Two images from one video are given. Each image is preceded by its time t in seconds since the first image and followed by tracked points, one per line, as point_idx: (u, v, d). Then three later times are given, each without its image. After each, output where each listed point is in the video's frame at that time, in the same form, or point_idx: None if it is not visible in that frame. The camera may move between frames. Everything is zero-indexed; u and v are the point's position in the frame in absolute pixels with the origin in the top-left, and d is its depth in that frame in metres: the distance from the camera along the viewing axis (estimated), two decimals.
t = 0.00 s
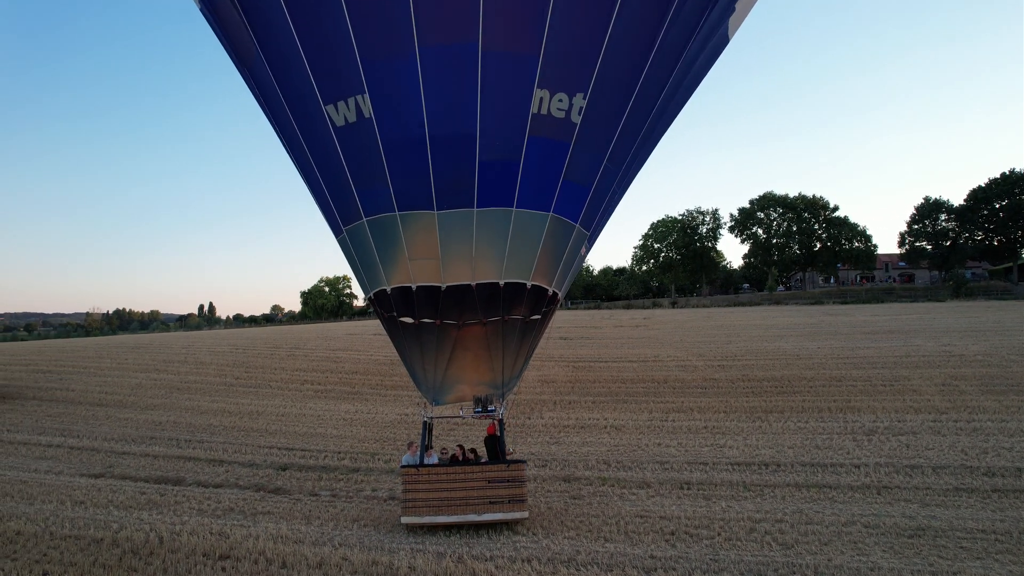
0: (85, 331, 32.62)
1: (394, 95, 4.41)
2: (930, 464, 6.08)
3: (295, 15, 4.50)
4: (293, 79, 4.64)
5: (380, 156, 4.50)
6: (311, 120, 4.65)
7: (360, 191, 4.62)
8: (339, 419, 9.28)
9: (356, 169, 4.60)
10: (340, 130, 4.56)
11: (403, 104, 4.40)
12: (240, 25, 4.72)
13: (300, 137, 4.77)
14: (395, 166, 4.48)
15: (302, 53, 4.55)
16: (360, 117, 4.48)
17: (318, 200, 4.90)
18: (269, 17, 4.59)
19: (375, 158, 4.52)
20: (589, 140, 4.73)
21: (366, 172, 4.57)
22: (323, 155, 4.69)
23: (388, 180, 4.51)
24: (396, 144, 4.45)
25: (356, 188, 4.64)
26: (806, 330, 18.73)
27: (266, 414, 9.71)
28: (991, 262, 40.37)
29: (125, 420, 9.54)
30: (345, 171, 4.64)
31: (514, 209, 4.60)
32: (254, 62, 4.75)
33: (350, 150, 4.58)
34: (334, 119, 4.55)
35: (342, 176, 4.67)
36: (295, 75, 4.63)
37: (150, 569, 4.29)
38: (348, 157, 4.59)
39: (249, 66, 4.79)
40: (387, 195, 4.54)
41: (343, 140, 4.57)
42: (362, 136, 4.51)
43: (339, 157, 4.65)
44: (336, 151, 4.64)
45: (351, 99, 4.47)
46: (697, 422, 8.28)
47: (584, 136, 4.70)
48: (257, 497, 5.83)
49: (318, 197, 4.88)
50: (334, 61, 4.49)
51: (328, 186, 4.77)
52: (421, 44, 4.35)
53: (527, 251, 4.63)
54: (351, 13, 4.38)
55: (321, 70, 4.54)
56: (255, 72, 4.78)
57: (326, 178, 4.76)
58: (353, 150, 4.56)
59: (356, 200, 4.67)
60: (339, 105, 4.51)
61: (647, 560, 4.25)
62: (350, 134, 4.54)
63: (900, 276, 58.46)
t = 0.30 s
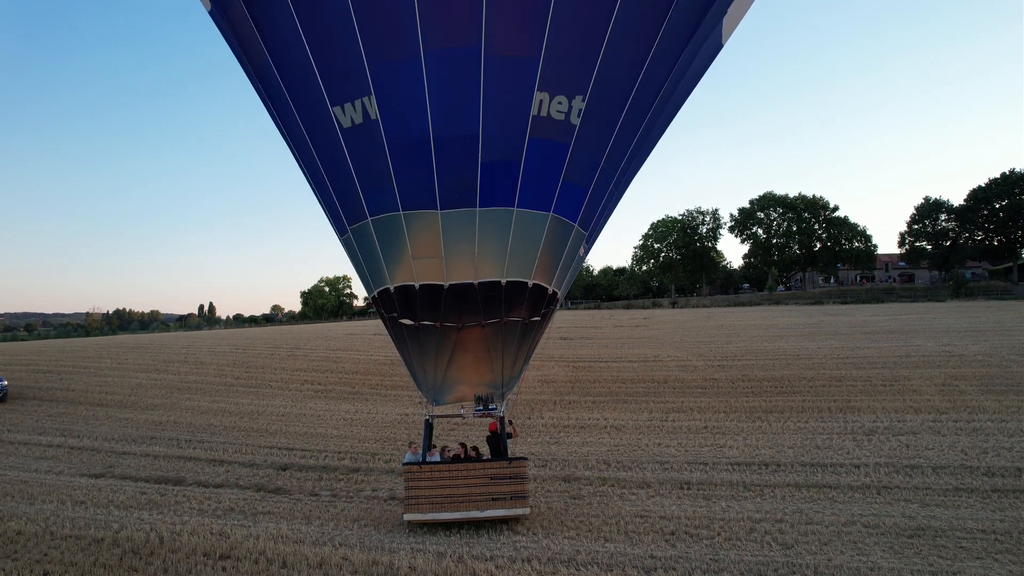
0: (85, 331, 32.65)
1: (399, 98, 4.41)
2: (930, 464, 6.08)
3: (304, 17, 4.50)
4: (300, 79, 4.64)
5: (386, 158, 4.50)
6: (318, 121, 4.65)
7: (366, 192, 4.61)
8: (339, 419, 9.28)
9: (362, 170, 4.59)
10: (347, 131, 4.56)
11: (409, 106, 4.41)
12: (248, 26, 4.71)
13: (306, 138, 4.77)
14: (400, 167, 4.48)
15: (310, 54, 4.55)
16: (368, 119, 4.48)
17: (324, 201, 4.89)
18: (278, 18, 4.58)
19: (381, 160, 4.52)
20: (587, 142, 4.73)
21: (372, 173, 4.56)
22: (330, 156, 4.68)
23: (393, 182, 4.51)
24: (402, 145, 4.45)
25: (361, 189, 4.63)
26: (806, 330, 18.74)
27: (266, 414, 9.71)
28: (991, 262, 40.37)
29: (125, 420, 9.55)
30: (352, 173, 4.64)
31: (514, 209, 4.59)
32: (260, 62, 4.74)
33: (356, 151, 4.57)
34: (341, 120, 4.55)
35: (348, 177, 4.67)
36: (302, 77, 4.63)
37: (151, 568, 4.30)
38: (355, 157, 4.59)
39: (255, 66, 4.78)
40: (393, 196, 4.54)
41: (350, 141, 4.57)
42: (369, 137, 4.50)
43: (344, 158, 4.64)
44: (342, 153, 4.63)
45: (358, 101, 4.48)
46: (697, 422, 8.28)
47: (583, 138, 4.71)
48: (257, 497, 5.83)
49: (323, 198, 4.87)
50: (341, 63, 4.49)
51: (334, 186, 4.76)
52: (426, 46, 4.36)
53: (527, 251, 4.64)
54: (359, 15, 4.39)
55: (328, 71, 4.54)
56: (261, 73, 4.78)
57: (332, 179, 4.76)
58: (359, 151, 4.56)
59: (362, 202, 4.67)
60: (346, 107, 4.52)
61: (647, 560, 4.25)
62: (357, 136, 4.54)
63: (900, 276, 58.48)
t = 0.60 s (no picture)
0: (85, 331, 32.67)
1: (403, 100, 4.40)
2: (930, 464, 6.08)
3: (310, 17, 4.49)
4: (306, 80, 4.63)
5: (391, 160, 4.49)
6: (324, 123, 4.64)
7: (371, 193, 4.60)
8: (339, 419, 9.28)
9: (367, 171, 4.59)
10: (352, 133, 4.55)
11: (412, 107, 4.40)
12: (255, 26, 4.71)
13: (312, 139, 4.76)
14: (405, 168, 4.47)
15: (316, 55, 4.54)
16: (372, 120, 4.46)
17: (330, 201, 4.90)
18: (285, 19, 4.58)
19: (385, 162, 4.51)
20: (586, 144, 4.74)
21: (376, 175, 4.56)
22: (335, 157, 4.68)
23: (398, 183, 4.51)
24: (406, 147, 4.44)
25: (366, 190, 4.63)
26: (806, 330, 18.74)
27: (266, 414, 9.72)
28: (991, 262, 40.37)
29: (126, 420, 9.55)
30: (357, 174, 4.63)
31: (516, 209, 4.59)
32: (268, 63, 4.73)
33: (361, 153, 4.56)
34: (347, 121, 4.54)
35: (354, 179, 4.66)
36: (308, 78, 4.62)
37: (151, 568, 4.30)
38: (360, 159, 4.58)
39: (262, 68, 4.79)
40: (397, 198, 4.54)
41: (355, 143, 4.56)
42: (374, 138, 4.49)
43: (349, 160, 4.63)
44: (347, 154, 4.62)
45: (363, 103, 4.46)
46: (697, 422, 8.28)
47: (582, 140, 4.72)
48: (257, 497, 5.83)
49: (330, 199, 4.88)
50: (347, 64, 4.48)
51: (339, 187, 4.76)
52: (429, 48, 4.36)
53: (528, 251, 4.65)
54: (364, 17, 4.37)
55: (334, 73, 4.53)
56: (268, 74, 4.78)
57: (337, 179, 4.75)
58: (365, 152, 4.55)
59: (366, 203, 4.66)
60: (351, 108, 4.50)
61: (647, 560, 4.25)
62: (362, 137, 4.53)
63: (900, 276, 58.47)
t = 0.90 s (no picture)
0: (85, 331, 32.66)
1: (407, 102, 4.40)
2: (930, 464, 6.08)
3: (315, 18, 4.49)
4: (311, 82, 4.62)
5: (395, 162, 4.49)
6: (328, 125, 4.64)
7: (375, 194, 4.60)
8: (339, 419, 9.28)
9: (371, 174, 4.58)
10: (357, 135, 4.55)
11: (416, 110, 4.40)
12: (262, 27, 4.70)
13: (317, 141, 4.76)
14: (409, 171, 4.48)
15: (322, 56, 4.54)
16: (377, 122, 4.46)
17: (335, 203, 4.90)
18: (291, 19, 4.57)
19: (390, 164, 4.51)
20: (586, 146, 4.74)
21: (381, 177, 4.56)
22: (340, 159, 4.68)
23: (402, 186, 4.51)
24: (410, 149, 4.45)
25: (370, 192, 4.62)
26: (806, 330, 18.74)
27: (266, 414, 9.71)
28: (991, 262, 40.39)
29: (126, 420, 9.54)
30: (361, 176, 4.63)
31: (517, 211, 4.60)
32: (274, 64, 4.73)
33: (366, 155, 4.56)
34: (351, 124, 4.54)
35: (357, 181, 4.66)
36: (313, 80, 4.62)
37: (151, 568, 4.30)
38: (365, 160, 4.57)
39: (268, 69, 4.79)
40: (401, 200, 4.54)
41: (359, 145, 4.55)
42: (379, 140, 4.49)
43: (354, 162, 4.63)
44: (351, 156, 4.62)
45: (368, 106, 4.46)
46: (697, 421, 8.29)
47: (582, 142, 4.72)
48: (257, 497, 5.83)
49: (334, 201, 4.88)
50: (352, 66, 4.48)
51: (344, 189, 4.76)
52: (433, 51, 4.36)
53: (528, 251, 4.65)
54: (369, 20, 4.38)
55: (339, 74, 4.52)
56: (274, 76, 4.78)
57: (341, 182, 4.75)
58: (369, 154, 4.54)
59: (370, 206, 4.66)
60: (356, 111, 4.50)
61: (647, 560, 4.25)
62: (366, 140, 4.53)
63: (900, 276, 58.48)
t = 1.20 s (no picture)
0: (85, 331, 32.63)
1: (410, 105, 4.41)
2: (929, 464, 6.08)
3: (320, 19, 4.49)
4: (315, 82, 4.62)
5: (397, 164, 4.50)
6: (332, 126, 4.64)
7: (378, 194, 4.60)
8: (339, 419, 9.28)
9: (373, 175, 4.58)
10: (360, 137, 4.54)
11: (418, 112, 4.41)
12: (267, 29, 4.70)
13: (320, 142, 4.75)
14: (411, 173, 4.49)
15: (325, 57, 4.54)
16: (380, 124, 4.47)
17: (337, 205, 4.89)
18: (295, 20, 4.57)
19: (392, 166, 4.51)
20: (585, 148, 4.74)
21: (383, 179, 4.56)
22: (343, 160, 4.67)
23: (404, 187, 4.51)
24: (413, 152, 4.46)
25: (372, 194, 4.62)
26: (806, 330, 18.73)
27: (266, 414, 9.72)
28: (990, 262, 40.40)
29: (125, 420, 9.54)
30: (364, 178, 4.62)
31: (518, 213, 4.60)
32: (278, 64, 4.72)
33: (368, 157, 4.56)
34: (354, 125, 4.54)
35: (360, 182, 4.65)
36: (317, 82, 4.62)
37: (151, 568, 4.30)
38: (368, 161, 4.57)
39: (273, 70, 4.79)
40: (403, 202, 4.54)
41: (362, 147, 4.55)
42: (382, 141, 4.49)
43: (356, 163, 4.63)
44: (354, 158, 4.62)
45: (372, 108, 4.47)
46: (697, 421, 8.29)
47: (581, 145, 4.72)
48: (256, 497, 5.82)
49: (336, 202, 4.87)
50: (356, 67, 4.48)
51: (346, 190, 4.75)
52: (436, 55, 4.38)
53: (528, 253, 4.66)
54: (373, 22, 4.39)
55: (343, 75, 4.53)
56: (278, 77, 4.78)
57: (344, 183, 4.75)
58: (372, 156, 4.54)
59: (372, 207, 4.65)
60: (360, 112, 4.50)
61: (647, 559, 4.26)
62: (369, 142, 4.53)
63: (900, 276, 58.46)
